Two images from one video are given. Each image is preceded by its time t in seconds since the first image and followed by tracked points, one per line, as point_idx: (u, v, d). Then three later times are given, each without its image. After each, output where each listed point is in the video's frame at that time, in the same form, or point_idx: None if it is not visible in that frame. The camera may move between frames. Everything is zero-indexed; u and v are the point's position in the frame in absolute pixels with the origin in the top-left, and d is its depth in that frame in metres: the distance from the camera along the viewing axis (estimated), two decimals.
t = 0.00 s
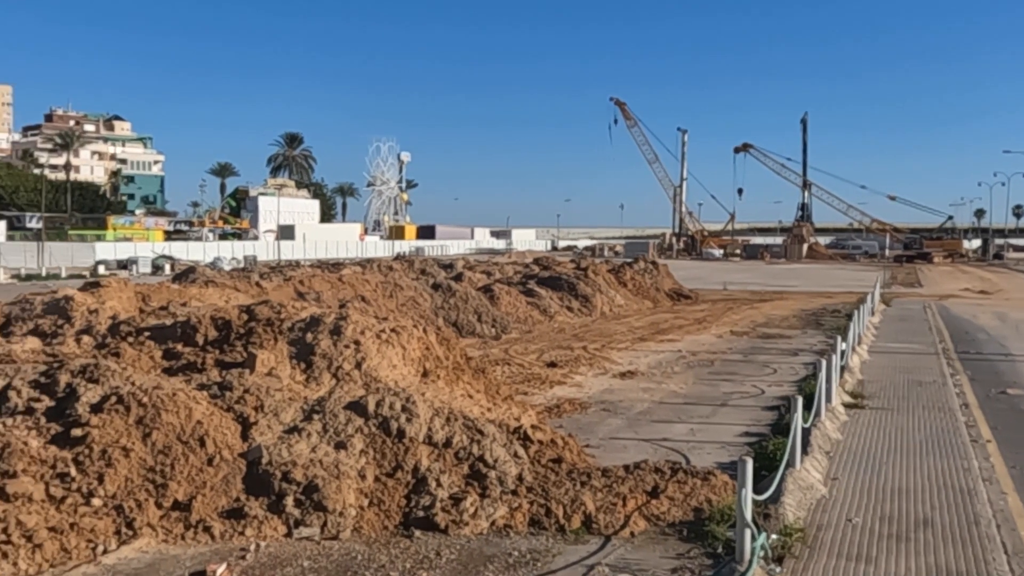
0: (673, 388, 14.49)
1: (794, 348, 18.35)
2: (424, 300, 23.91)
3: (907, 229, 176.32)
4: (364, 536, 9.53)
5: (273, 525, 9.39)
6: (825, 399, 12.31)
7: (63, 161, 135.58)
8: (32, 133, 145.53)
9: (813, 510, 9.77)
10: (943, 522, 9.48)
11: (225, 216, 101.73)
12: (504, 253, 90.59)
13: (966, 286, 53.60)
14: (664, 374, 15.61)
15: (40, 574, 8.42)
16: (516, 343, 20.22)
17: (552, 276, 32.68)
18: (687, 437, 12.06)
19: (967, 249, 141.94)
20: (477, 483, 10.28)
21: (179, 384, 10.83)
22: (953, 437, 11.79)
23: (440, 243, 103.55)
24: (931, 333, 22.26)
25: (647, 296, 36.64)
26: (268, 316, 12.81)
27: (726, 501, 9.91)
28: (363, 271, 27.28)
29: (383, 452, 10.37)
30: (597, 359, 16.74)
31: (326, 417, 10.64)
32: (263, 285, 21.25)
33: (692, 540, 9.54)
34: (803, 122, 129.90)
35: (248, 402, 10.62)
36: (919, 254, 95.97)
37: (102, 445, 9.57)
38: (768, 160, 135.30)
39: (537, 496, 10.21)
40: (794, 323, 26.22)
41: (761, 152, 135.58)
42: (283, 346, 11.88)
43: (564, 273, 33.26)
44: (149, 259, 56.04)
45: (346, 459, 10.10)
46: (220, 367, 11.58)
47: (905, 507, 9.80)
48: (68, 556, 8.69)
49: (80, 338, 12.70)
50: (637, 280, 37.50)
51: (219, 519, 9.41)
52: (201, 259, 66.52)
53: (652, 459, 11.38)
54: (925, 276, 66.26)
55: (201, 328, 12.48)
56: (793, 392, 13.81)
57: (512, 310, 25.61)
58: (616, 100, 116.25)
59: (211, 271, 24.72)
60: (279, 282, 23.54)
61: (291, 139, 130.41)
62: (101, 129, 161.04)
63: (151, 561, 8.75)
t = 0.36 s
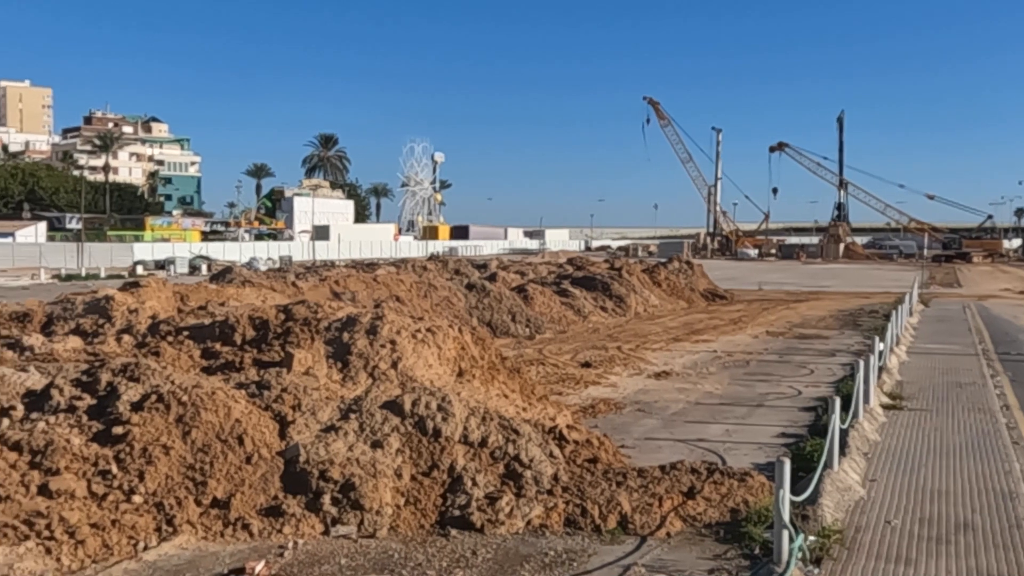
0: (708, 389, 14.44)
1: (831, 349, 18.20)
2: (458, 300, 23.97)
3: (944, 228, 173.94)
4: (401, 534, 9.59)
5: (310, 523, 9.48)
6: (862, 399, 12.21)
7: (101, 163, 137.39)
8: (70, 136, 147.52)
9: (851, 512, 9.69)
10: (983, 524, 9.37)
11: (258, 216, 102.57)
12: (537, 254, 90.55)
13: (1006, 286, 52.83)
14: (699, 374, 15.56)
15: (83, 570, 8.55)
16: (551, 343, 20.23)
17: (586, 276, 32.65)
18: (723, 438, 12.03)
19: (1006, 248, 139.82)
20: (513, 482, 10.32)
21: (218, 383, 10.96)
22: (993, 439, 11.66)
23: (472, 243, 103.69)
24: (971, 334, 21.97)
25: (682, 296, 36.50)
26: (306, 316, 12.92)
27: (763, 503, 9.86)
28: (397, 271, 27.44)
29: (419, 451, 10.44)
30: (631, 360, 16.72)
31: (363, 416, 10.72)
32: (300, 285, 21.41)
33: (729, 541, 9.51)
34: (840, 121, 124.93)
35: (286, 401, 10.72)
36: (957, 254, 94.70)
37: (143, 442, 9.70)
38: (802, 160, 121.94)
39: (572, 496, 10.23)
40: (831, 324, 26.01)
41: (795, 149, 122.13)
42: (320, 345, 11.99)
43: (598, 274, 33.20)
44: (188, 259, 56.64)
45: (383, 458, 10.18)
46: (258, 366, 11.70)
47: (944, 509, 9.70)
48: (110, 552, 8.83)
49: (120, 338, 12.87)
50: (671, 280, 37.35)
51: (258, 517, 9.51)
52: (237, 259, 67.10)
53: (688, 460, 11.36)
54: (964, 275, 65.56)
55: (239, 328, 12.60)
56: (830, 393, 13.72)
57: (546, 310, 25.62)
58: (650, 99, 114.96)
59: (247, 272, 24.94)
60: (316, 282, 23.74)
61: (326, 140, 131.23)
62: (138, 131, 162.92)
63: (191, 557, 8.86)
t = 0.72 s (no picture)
0: (724, 388, 14.39)
1: (849, 349, 18.09)
2: (474, 300, 24.01)
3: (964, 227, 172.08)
4: (417, 534, 9.61)
5: (327, 522, 9.52)
6: (880, 399, 12.13)
7: (120, 164, 138.38)
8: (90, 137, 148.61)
9: (868, 512, 9.63)
10: (1002, 524, 9.29)
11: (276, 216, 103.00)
12: (552, 253, 90.33)
13: None
14: (715, 374, 15.51)
15: (102, 568, 8.61)
16: (567, 342, 20.21)
17: (602, 275, 32.60)
18: (739, 437, 12.00)
19: None
20: (529, 482, 10.32)
21: (235, 382, 11.02)
22: (1012, 439, 11.56)
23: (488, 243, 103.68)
24: (991, 333, 21.77)
25: (698, 296, 36.38)
26: (322, 316, 12.97)
27: (780, 503, 9.82)
28: (414, 270, 27.51)
29: (435, 451, 10.46)
30: (647, 359, 16.68)
31: (379, 415, 10.75)
32: (316, 285, 21.49)
33: (745, 542, 9.47)
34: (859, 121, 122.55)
35: (302, 401, 10.77)
36: (976, 253, 93.73)
37: (160, 442, 9.76)
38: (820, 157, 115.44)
39: (588, 496, 10.22)
40: (849, 323, 25.84)
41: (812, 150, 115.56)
42: (336, 345, 12.03)
43: (614, 273, 33.11)
44: (205, 259, 56.99)
45: (399, 457, 10.20)
46: (275, 366, 11.75)
47: (963, 510, 9.62)
48: (128, 551, 8.88)
49: (138, 337, 12.97)
50: (687, 279, 37.22)
51: (274, 516, 9.55)
52: (254, 260, 67.44)
53: (704, 460, 11.32)
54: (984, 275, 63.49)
55: (255, 328, 12.66)
56: (847, 393, 13.64)
57: (562, 309, 25.61)
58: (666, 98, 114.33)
59: (264, 272, 25.06)
60: (332, 281, 23.85)
61: (342, 141, 131.11)
62: (157, 132, 163.93)
63: (208, 556, 8.90)
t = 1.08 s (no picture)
0: (728, 388, 14.35)
1: (853, 348, 18.01)
2: (478, 300, 24.03)
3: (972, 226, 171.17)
4: (419, 534, 9.61)
5: (329, 522, 9.52)
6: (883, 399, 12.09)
7: (126, 165, 138.84)
8: (97, 137, 149.16)
9: (871, 512, 9.59)
10: (1005, 525, 9.23)
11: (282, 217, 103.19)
12: (556, 253, 90.17)
13: None
14: (719, 374, 15.47)
15: (104, 568, 8.64)
16: (571, 342, 20.19)
17: (607, 275, 32.57)
18: (743, 437, 11.97)
19: None
20: (531, 482, 10.31)
21: (237, 382, 11.04)
22: (1016, 439, 11.49)
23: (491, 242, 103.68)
24: (996, 333, 21.65)
25: (703, 296, 36.28)
26: (325, 316, 12.99)
27: (782, 502, 9.79)
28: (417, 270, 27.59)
29: (437, 451, 10.46)
30: (651, 359, 16.65)
31: (381, 415, 10.76)
32: (318, 285, 21.55)
33: (748, 542, 9.44)
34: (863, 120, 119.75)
35: (304, 401, 10.78)
36: (983, 252, 92.99)
37: (163, 442, 9.79)
38: (825, 158, 114.12)
39: (590, 496, 10.20)
40: (854, 323, 25.75)
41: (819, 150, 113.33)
42: (338, 345, 12.05)
43: (618, 273, 33.05)
44: (210, 260, 57.17)
45: (401, 457, 10.21)
46: (277, 365, 11.78)
47: (965, 510, 9.58)
48: (130, 551, 8.90)
49: (141, 338, 13.01)
50: (692, 279, 37.12)
51: (276, 515, 9.56)
52: (259, 259, 67.65)
53: (707, 460, 11.30)
54: (990, 275, 62.55)
55: (258, 328, 12.69)
56: (851, 393, 13.60)
57: (565, 309, 25.58)
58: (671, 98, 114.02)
59: (268, 272, 25.15)
60: (336, 282, 23.91)
61: (348, 140, 132.25)
62: (163, 133, 164.41)
63: (210, 556, 8.92)
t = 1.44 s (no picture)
0: (727, 388, 14.32)
1: (853, 349, 17.98)
2: (477, 300, 24.06)
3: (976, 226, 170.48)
4: (415, 535, 9.61)
5: (325, 523, 9.52)
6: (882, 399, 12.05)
7: (128, 165, 139.25)
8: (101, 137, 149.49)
9: (868, 513, 9.56)
10: (1002, 526, 9.20)
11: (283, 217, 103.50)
12: (557, 253, 90.20)
13: None
14: (718, 375, 15.45)
15: (100, 568, 8.66)
16: (570, 342, 20.18)
17: (607, 275, 32.54)
18: (741, 438, 11.96)
19: None
20: (528, 483, 10.31)
21: (235, 383, 11.07)
22: (1014, 439, 11.45)
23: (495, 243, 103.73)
24: (996, 333, 21.61)
25: (703, 296, 36.22)
26: (322, 317, 13.01)
27: (779, 503, 9.78)
28: (417, 270, 27.70)
29: (434, 451, 10.47)
30: (651, 359, 16.64)
31: (378, 416, 10.77)
32: (317, 285, 21.62)
33: (744, 542, 9.43)
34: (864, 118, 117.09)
35: (301, 401, 10.80)
36: (984, 253, 92.48)
37: (160, 443, 9.82)
38: (825, 157, 111.93)
39: (587, 496, 10.19)
40: (854, 323, 25.73)
41: (818, 150, 111.35)
42: (336, 346, 12.07)
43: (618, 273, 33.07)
44: (210, 260, 57.39)
45: (398, 458, 10.21)
46: (275, 366, 11.81)
47: (963, 511, 9.54)
48: (126, 551, 8.92)
49: (139, 339, 13.05)
50: (692, 280, 37.08)
51: (273, 516, 9.57)
52: (259, 260, 67.85)
53: (704, 460, 11.28)
54: (991, 275, 62.65)
55: (256, 328, 12.71)
56: (850, 394, 13.57)
57: (565, 309, 25.58)
58: (672, 98, 113.80)
59: (268, 272, 25.25)
60: (336, 282, 23.96)
61: (348, 140, 132.24)
62: (164, 134, 164.83)
63: (206, 557, 8.94)
